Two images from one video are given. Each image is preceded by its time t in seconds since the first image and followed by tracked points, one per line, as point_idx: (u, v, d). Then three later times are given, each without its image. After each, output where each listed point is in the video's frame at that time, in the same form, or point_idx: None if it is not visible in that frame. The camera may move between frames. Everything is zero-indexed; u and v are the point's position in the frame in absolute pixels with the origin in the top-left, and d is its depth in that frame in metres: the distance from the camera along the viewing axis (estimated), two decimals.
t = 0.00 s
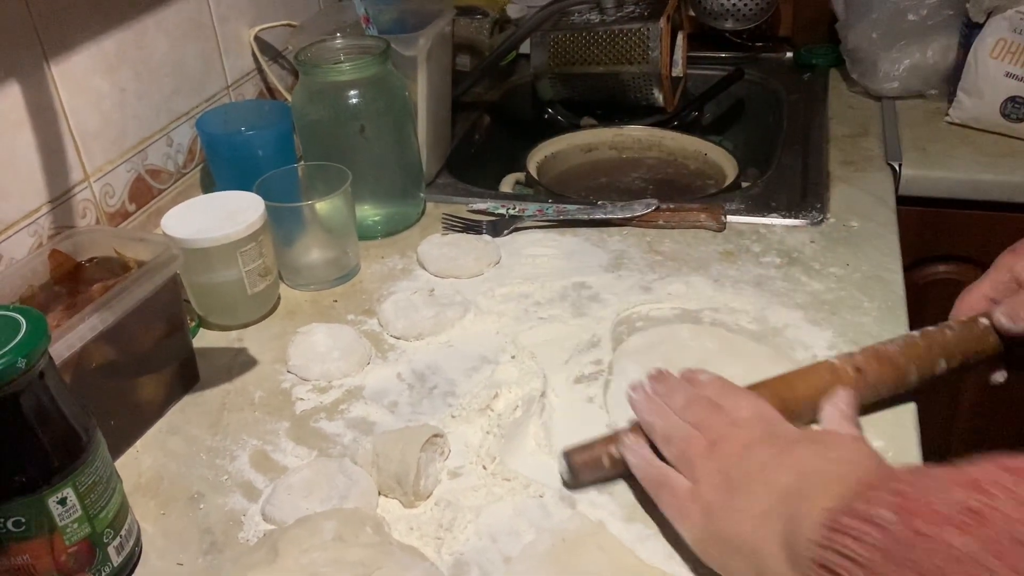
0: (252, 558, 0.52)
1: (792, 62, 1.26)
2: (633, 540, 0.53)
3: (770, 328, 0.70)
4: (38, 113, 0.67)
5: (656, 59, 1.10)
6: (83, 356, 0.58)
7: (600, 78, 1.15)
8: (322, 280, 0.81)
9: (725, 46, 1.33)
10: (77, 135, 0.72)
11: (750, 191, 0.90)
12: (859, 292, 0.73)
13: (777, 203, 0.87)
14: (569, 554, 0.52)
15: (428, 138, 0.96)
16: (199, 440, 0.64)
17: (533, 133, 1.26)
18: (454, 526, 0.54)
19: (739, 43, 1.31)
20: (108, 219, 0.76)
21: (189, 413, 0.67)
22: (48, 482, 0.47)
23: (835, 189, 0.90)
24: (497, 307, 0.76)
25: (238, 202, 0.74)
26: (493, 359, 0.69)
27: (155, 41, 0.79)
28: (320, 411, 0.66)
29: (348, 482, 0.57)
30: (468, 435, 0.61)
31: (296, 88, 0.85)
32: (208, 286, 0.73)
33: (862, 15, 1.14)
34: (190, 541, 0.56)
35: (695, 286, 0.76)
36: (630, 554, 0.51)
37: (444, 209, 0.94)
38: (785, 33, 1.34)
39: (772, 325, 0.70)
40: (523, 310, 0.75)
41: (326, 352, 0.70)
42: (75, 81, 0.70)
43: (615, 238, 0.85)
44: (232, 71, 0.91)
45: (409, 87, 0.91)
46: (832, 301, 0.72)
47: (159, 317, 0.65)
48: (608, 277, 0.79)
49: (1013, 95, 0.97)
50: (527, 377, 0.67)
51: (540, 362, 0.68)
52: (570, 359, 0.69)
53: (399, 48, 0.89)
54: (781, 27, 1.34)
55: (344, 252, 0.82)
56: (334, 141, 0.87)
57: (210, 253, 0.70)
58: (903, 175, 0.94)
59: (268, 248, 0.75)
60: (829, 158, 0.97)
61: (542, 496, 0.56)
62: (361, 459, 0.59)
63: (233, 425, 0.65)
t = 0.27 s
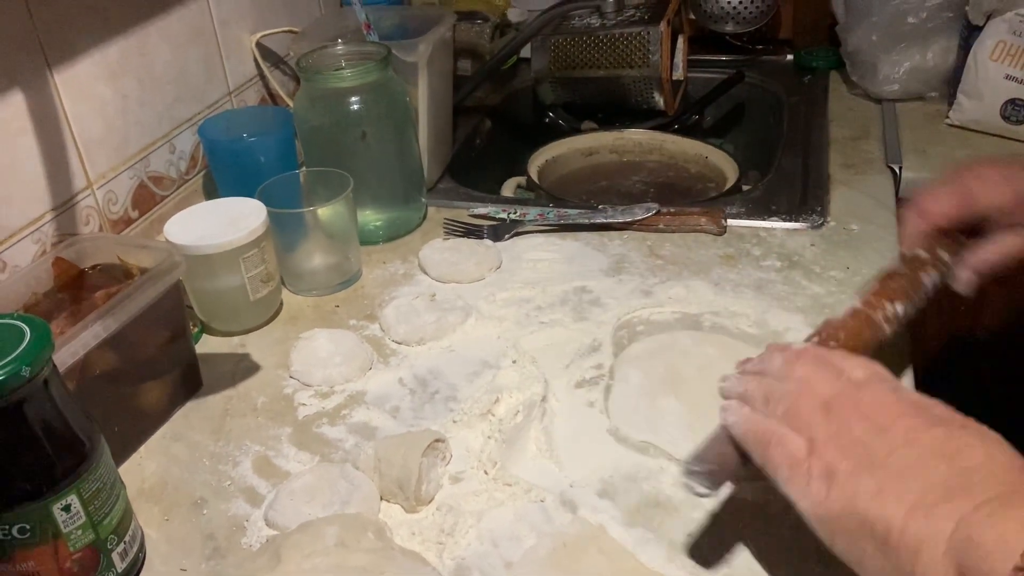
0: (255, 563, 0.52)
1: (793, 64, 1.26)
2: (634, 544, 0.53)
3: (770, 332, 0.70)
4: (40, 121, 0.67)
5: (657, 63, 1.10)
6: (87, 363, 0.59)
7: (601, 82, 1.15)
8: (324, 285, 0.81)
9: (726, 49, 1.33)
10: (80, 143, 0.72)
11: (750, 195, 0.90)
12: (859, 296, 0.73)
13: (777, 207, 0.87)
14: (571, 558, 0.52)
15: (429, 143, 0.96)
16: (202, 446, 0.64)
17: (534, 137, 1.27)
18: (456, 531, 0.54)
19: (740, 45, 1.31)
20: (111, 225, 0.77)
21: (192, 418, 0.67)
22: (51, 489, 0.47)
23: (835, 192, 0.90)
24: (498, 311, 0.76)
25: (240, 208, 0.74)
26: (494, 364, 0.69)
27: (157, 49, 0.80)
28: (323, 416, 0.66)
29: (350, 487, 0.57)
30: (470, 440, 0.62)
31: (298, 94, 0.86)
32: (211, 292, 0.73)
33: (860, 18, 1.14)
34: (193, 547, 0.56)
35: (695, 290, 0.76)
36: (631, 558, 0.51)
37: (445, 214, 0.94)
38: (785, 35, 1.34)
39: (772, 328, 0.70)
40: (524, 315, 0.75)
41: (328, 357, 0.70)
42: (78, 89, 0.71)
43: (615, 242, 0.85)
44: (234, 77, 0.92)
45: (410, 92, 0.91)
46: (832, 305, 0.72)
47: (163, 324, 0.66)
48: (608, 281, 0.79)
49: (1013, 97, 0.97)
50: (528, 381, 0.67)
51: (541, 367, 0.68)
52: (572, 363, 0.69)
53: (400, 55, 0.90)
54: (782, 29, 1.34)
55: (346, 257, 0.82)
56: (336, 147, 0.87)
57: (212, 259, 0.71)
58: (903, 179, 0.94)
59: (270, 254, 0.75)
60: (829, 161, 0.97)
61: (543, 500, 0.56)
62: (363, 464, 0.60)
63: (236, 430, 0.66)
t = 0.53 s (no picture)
0: (257, 568, 0.52)
1: (794, 66, 1.26)
2: (634, 547, 0.53)
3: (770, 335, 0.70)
4: (43, 129, 0.68)
5: (657, 66, 1.10)
6: (90, 369, 0.59)
7: (602, 85, 1.16)
8: (325, 289, 0.82)
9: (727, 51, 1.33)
10: (83, 150, 0.72)
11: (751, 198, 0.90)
12: (859, 299, 0.73)
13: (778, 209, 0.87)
14: (571, 562, 0.52)
15: (430, 147, 0.96)
16: (204, 451, 0.65)
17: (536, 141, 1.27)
18: (457, 535, 0.54)
19: (741, 48, 1.32)
20: (113, 231, 0.77)
21: (195, 424, 0.68)
22: (54, 495, 0.47)
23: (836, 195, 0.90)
24: (499, 315, 0.76)
25: (241, 214, 0.74)
26: (495, 368, 0.69)
27: (159, 56, 0.80)
28: (324, 420, 0.66)
29: (351, 491, 0.57)
30: (470, 444, 0.62)
31: (299, 100, 0.86)
32: (213, 298, 0.73)
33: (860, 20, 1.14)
34: (195, 552, 0.56)
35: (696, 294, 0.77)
36: (631, 562, 0.51)
37: (446, 218, 0.94)
38: (786, 37, 1.35)
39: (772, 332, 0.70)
40: (525, 319, 0.75)
41: (329, 362, 0.70)
42: (81, 96, 0.71)
43: (616, 246, 0.85)
44: (236, 83, 0.92)
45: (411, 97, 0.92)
46: (833, 308, 0.72)
47: (165, 330, 0.66)
48: (609, 284, 0.79)
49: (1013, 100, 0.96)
50: (528, 385, 0.67)
51: (540, 370, 0.69)
52: (573, 367, 0.69)
53: (401, 60, 0.90)
54: (783, 32, 1.35)
55: (347, 262, 0.83)
56: (337, 152, 0.88)
57: (214, 265, 0.71)
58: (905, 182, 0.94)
59: (272, 259, 0.75)
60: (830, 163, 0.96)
61: (544, 504, 0.56)
62: (364, 468, 0.60)
63: (238, 435, 0.66)
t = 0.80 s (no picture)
0: (256, 572, 0.52)
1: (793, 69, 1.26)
2: (633, 551, 0.53)
3: (769, 338, 0.70)
4: (44, 135, 0.68)
5: (656, 70, 1.11)
6: (90, 374, 0.59)
7: (602, 89, 1.16)
8: (325, 294, 0.82)
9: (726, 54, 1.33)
10: (83, 156, 0.73)
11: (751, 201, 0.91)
12: (859, 302, 0.73)
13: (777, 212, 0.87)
14: (569, 566, 0.52)
15: (429, 151, 0.97)
16: (204, 456, 0.65)
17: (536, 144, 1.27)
18: (456, 539, 0.54)
19: (740, 51, 1.32)
20: (114, 237, 0.78)
21: (195, 428, 0.68)
22: (55, 500, 0.47)
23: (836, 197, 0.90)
24: (499, 319, 0.76)
25: (241, 220, 0.75)
26: (494, 373, 0.70)
27: (159, 62, 0.80)
28: (324, 425, 0.66)
29: (351, 496, 0.58)
30: (469, 448, 0.62)
31: (298, 105, 0.86)
32: (213, 303, 0.74)
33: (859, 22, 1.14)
34: (196, 556, 0.56)
35: (695, 297, 0.77)
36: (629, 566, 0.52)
37: (446, 222, 0.94)
38: (785, 40, 1.35)
39: (772, 335, 0.70)
40: (524, 323, 0.75)
41: (329, 367, 0.70)
42: (82, 102, 0.72)
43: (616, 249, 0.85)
44: (236, 88, 0.93)
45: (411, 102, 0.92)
46: (832, 311, 0.72)
47: (165, 335, 0.66)
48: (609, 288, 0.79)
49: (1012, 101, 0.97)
50: (527, 389, 0.67)
51: (539, 374, 0.69)
52: (572, 371, 0.69)
53: (400, 64, 0.91)
54: (781, 34, 1.35)
55: (347, 266, 0.83)
56: (336, 157, 0.88)
57: (215, 270, 0.71)
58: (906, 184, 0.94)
59: (272, 264, 0.76)
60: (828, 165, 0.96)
61: (543, 508, 0.56)
62: (363, 473, 0.60)
63: (239, 440, 0.66)
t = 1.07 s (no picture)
0: None
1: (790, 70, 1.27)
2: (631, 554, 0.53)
3: (767, 340, 0.70)
4: (42, 140, 0.68)
5: (654, 73, 1.11)
6: (87, 378, 0.59)
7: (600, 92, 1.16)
8: (323, 298, 0.82)
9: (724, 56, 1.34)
10: (81, 160, 0.73)
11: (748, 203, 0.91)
12: (856, 304, 0.73)
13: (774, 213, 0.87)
14: (566, 569, 0.52)
15: (427, 153, 0.97)
16: (202, 460, 0.65)
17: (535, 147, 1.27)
18: (453, 542, 0.54)
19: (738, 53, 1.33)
20: (112, 241, 0.78)
21: (193, 432, 0.68)
22: (52, 504, 0.48)
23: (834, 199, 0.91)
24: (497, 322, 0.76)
25: (238, 224, 0.75)
26: (492, 376, 0.70)
27: (157, 66, 0.81)
28: (321, 429, 0.66)
29: (348, 499, 0.58)
30: (467, 451, 0.62)
31: (296, 109, 0.86)
32: (212, 307, 0.74)
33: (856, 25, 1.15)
34: (194, 560, 0.56)
35: (693, 299, 0.77)
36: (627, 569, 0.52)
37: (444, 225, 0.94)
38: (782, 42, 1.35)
39: (769, 337, 0.71)
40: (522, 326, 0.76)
41: (326, 371, 0.70)
42: (80, 107, 0.72)
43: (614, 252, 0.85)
44: (233, 93, 0.93)
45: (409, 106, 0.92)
46: (829, 313, 0.72)
47: (164, 339, 0.66)
48: (607, 290, 0.79)
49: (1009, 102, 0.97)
50: (524, 392, 0.67)
51: (536, 377, 0.69)
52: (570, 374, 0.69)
53: (398, 68, 0.91)
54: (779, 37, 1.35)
55: (345, 270, 0.83)
56: (334, 161, 0.88)
57: (212, 274, 0.72)
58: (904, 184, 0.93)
59: (270, 268, 0.76)
60: (825, 166, 0.96)
61: (540, 511, 0.56)
62: (360, 476, 0.60)
63: (237, 444, 0.66)
